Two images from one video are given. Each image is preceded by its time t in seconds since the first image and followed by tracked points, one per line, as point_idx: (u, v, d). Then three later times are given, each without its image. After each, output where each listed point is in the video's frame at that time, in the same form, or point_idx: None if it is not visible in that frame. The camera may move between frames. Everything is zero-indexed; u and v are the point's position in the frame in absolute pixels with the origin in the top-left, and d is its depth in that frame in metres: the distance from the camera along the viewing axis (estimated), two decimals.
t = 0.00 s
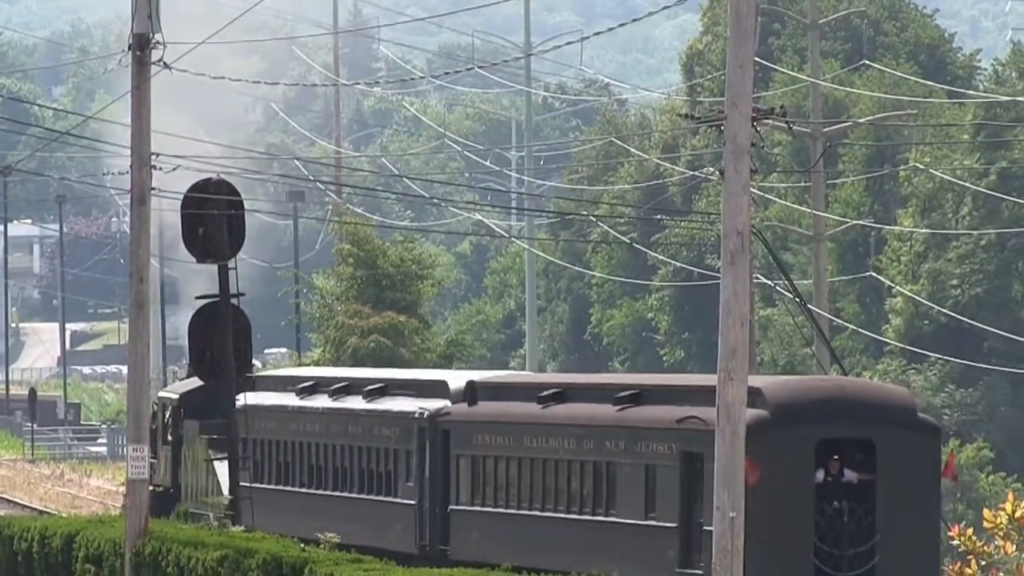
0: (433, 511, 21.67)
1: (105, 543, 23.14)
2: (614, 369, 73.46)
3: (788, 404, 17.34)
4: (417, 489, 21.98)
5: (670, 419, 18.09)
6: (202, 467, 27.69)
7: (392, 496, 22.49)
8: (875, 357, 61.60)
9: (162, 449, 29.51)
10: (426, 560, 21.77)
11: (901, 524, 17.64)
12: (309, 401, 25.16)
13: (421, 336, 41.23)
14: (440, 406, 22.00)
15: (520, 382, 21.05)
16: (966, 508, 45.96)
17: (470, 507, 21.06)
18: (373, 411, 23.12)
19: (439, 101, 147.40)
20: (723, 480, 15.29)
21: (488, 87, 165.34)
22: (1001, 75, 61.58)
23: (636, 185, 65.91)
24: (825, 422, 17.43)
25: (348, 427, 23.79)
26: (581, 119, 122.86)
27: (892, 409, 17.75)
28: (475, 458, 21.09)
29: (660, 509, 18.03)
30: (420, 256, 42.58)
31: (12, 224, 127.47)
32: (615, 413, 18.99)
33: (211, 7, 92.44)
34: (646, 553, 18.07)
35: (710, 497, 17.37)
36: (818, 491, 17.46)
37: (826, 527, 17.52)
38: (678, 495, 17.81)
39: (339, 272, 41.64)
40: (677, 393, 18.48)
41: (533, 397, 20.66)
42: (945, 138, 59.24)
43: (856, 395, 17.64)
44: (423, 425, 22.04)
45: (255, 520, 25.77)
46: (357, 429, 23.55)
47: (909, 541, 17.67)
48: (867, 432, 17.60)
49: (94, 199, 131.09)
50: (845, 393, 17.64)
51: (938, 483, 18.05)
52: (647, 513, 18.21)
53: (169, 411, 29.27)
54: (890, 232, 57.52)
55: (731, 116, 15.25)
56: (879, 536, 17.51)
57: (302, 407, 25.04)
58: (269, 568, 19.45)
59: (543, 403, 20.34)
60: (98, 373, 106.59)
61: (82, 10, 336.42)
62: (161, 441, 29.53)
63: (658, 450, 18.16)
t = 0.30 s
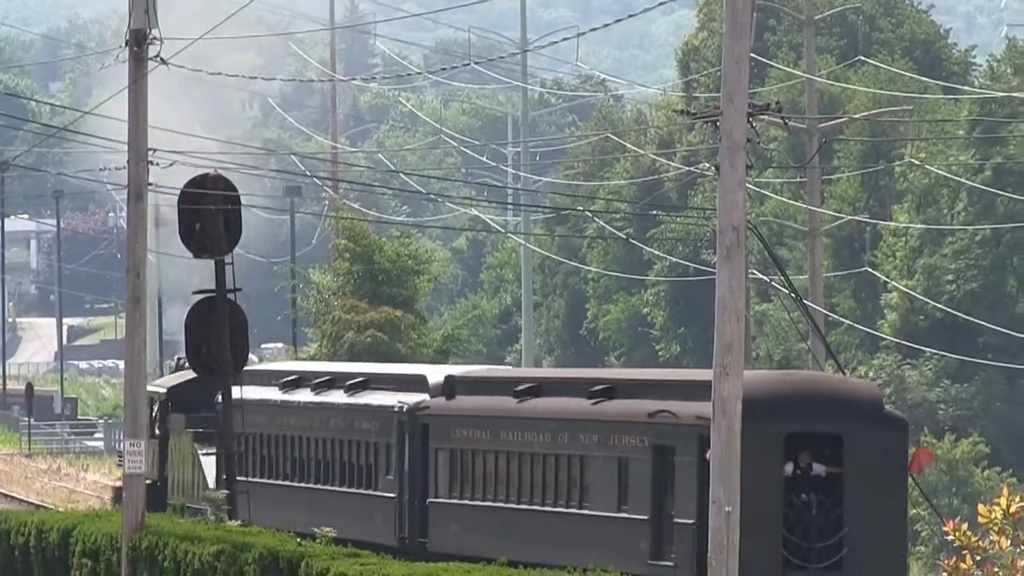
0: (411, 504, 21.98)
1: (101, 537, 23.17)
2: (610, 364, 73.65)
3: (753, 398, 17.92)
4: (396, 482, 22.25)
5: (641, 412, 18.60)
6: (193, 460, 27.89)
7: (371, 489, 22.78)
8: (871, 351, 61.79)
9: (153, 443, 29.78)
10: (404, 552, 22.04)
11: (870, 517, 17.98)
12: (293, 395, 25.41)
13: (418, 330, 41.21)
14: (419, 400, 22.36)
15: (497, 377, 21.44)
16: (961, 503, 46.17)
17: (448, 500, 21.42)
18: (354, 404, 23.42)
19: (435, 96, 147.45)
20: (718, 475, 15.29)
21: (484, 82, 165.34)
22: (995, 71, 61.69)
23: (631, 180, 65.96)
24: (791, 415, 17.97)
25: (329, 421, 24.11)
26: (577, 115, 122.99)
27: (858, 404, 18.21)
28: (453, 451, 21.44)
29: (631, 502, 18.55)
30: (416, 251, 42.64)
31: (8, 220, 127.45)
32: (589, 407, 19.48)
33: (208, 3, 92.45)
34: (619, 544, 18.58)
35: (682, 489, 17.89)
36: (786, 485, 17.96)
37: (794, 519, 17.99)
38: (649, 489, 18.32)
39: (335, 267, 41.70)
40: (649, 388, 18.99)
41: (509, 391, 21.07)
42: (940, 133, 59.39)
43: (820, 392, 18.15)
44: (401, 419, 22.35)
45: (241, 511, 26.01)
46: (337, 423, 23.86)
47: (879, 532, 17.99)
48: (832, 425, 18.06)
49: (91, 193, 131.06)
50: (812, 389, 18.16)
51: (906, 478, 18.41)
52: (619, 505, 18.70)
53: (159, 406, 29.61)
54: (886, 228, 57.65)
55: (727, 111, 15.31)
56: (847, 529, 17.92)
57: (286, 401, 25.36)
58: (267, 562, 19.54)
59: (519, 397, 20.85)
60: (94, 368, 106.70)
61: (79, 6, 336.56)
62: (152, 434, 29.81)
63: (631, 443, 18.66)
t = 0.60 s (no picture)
0: (392, 498, 22.13)
1: (97, 533, 23.25)
2: (606, 361, 73.79)
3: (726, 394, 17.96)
4: (377, 477, 22.46)
5: (614, 408, 18.68)
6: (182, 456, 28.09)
7: (353, 483, 23.03)
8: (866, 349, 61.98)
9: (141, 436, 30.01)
10: (385, 547, 22.18)
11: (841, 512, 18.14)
12: (276, 390, 25.68)
13: (414, 327, 41.31)
14: (399, 395, 22.44)
15: (475, 372, 21.43)
16: (957, 500, 46.40)
17: (426, 495, 21.56)
18: (336, 400, 23.63)
19: (432, 94, 147.75)
20: (712, 469, 15.34)
21: (481, 80, 165.53)
22: (991, 69, 61.83)
23: (628, 177, 66.04)
24: (763, 410, 18.08)
25: (311, 416, 24.37)
26: (573, 113, 123.30)
27: (830, 399, 18.32)
28: (432, 448, 21.52)
29: (604, 497, 18.61)
30: (412, 248, 42.75)
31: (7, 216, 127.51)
32: (563, 403, 19.50)
33: None
34: (592, 538, 18.66)
35: (654, 484, 17.97)
36: (756, 479, 18.07)
37: (764, 513, 18.09)
38: (621, 484, 18.39)
39: (332, 264, 41.73)
40: (623, 384, 19.04)
41: (486, 386, 21.08)
42: (936, 131, 59.53)
43: (793, 388, 18.27)
44: (382, 415, 22.46)
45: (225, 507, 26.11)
46: (320, 417, 24.12)
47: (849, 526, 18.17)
48: (804, 420, 18.18)
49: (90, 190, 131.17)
50: (783, 385, 18.26)
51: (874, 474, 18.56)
52: (592, 500, 18.76)
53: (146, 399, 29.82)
54: (881, 226, 57.82)
55: (723, 108, 15.44)
56: (817, 523, 18.08)
57: (269, 396, 25.62)
58: (262, 558, 19.62)
59: (495, 393, 20.79)
60: (92, 364, 106.77)
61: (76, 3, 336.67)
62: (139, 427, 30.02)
63: (604, 439, 18.71)
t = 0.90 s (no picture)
0: (374, 493, 22.59)
1: (96, 530, 23.36)
2: (603, 357, 73.87)
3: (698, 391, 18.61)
4: (360, 472, 22.89)
5: (590, 404, 19.16)
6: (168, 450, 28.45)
7: (335, 479, 23.38)
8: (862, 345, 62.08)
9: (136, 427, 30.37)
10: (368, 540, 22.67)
11: (809, 507, 19.18)
12: (262, 386, 26.01)
13: (411, 324, 41.40)
14: (381, 391, 22.87)
15: (455, 368, 21.95)
16: (953, 496, 46.55)
17: (407, 488, 22.01)
18: (320, 396, 23.90)
19: (428, 92, 147.66)
20: (709, 467, 15.41)
21: (479, 76, 165.39)
22: (987, 66, 61.82)
23: (624, 174, 66.14)
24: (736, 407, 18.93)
25: (295, 412, 24.64)
26: (570, 110, 123.31)
27: (800, 398, 19.39)
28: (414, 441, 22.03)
29: (580, 491, 19.12)
30: (410, 245, 42.83)
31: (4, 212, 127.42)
32: (540, 399, 19.98)
33: None
34: (568, 531, 19.18)
35: (628, 480, 18.50)
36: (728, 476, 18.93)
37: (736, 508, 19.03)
38: (595, 479, 18.93)
39: (330, 261, 41.84)
40: (598, 380, 19.51)
41: (464, 382, 21.60)
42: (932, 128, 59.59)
43: (763, 386, 19.26)
44: (364, 411, 22.90)
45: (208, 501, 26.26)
46: (303, 413, 24.50)
47: (817, 521, 19.23)
48: (775, 417, 19.24)
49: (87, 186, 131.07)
50: (752, 384, 19.20)
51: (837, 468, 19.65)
52: (568, 495, 19.27)
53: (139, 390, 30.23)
54: (878, 222, 57.95)
55: (719, 106, 15.50)
56: (787, 517, 19.13)
57: (251, 391, 26.06)
58: (260, 554, 19.70)
59: (474, 388, 21.32)
60: (89, 361, 106.72)
61: None
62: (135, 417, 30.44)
63: (579, 435, 19.22)
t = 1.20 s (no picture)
0: (357, 486, 22.39)
1: (96, 525, 23.48)
2: (601, 353, 74.05)
3: (674, 386, 18.37)
4: (344, 466, 22.65)
5: (566, 399, 18.90)
6: (160, 444, 28.97)
7: (319, 473, 23.20)
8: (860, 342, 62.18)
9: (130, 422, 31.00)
10: (350, 533, 22.45)
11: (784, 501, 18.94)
12: (250, 380, 26.13)
13: (410, 320, 41.50)
14: (365, 387, 22.71)
15: (437, 361, 21.73)
16: (950, 492, 46.69)
17: (388, 482, 21.83)
18: (305, 391, 23.86)
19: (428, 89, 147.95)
20: (707, 465, 15.57)
21: (478, 74, 165.73)
22: (984, 63, 61.98)
23: (623, 171, 66.28)
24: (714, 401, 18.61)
25: (282, 407, 24.56)
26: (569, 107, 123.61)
27: (777, 393, 19.11)
28: (394, 436, 21.83)
29: (557, 485, 18.84)
30: (409, 242, 42.94)
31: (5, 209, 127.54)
32: (518, 394, 19.73)
33: None
34: (545, 525, 18.91)
35: (604, 473, 18.24)
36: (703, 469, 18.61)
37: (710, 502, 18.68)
38: (571, 473, 18.64)
39: (329, 257, 41.99)
40: (578, 376, 19.31)
41: (444, 377, 21.39)
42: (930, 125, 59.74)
43: (739, 380, 18.91)
44: (348, 406, 22.70)
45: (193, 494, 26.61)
46: (288, 408, 24.37)
47: (791, 515, 19.00)
48: (752, 413, 18.88)
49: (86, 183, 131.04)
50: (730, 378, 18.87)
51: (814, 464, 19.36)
52: (546, 488, 18.99)
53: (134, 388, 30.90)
54: (876, 219, 58.05)
55: (717, 103, 15.66)
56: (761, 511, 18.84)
57: (241, 387, 25.98)
58: (259, 551, 19.81)
59: (454, 383, 21.09)
60: (90, 357, 106.83)
61: None
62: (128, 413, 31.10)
63: (555, 428, 18.96)
